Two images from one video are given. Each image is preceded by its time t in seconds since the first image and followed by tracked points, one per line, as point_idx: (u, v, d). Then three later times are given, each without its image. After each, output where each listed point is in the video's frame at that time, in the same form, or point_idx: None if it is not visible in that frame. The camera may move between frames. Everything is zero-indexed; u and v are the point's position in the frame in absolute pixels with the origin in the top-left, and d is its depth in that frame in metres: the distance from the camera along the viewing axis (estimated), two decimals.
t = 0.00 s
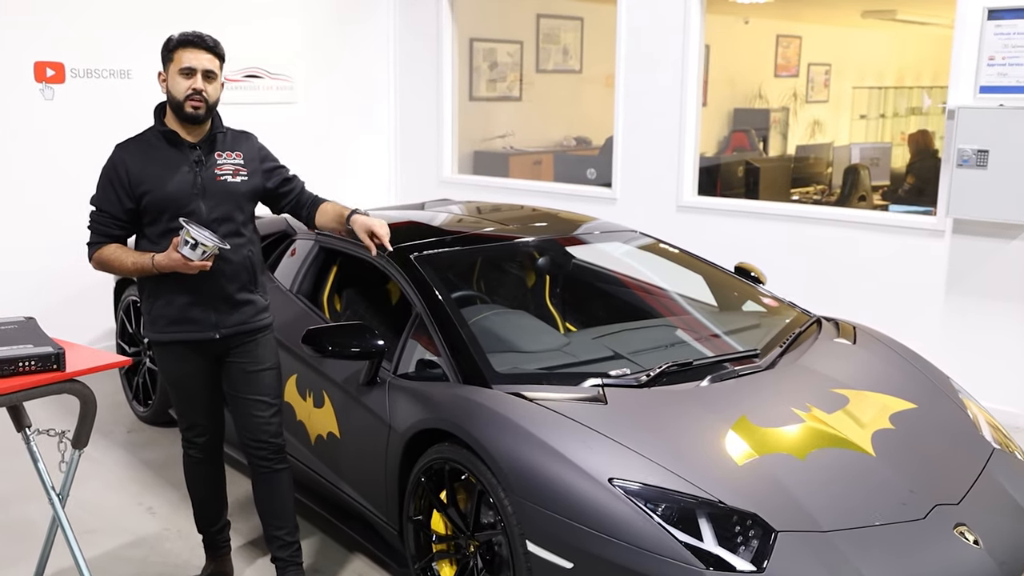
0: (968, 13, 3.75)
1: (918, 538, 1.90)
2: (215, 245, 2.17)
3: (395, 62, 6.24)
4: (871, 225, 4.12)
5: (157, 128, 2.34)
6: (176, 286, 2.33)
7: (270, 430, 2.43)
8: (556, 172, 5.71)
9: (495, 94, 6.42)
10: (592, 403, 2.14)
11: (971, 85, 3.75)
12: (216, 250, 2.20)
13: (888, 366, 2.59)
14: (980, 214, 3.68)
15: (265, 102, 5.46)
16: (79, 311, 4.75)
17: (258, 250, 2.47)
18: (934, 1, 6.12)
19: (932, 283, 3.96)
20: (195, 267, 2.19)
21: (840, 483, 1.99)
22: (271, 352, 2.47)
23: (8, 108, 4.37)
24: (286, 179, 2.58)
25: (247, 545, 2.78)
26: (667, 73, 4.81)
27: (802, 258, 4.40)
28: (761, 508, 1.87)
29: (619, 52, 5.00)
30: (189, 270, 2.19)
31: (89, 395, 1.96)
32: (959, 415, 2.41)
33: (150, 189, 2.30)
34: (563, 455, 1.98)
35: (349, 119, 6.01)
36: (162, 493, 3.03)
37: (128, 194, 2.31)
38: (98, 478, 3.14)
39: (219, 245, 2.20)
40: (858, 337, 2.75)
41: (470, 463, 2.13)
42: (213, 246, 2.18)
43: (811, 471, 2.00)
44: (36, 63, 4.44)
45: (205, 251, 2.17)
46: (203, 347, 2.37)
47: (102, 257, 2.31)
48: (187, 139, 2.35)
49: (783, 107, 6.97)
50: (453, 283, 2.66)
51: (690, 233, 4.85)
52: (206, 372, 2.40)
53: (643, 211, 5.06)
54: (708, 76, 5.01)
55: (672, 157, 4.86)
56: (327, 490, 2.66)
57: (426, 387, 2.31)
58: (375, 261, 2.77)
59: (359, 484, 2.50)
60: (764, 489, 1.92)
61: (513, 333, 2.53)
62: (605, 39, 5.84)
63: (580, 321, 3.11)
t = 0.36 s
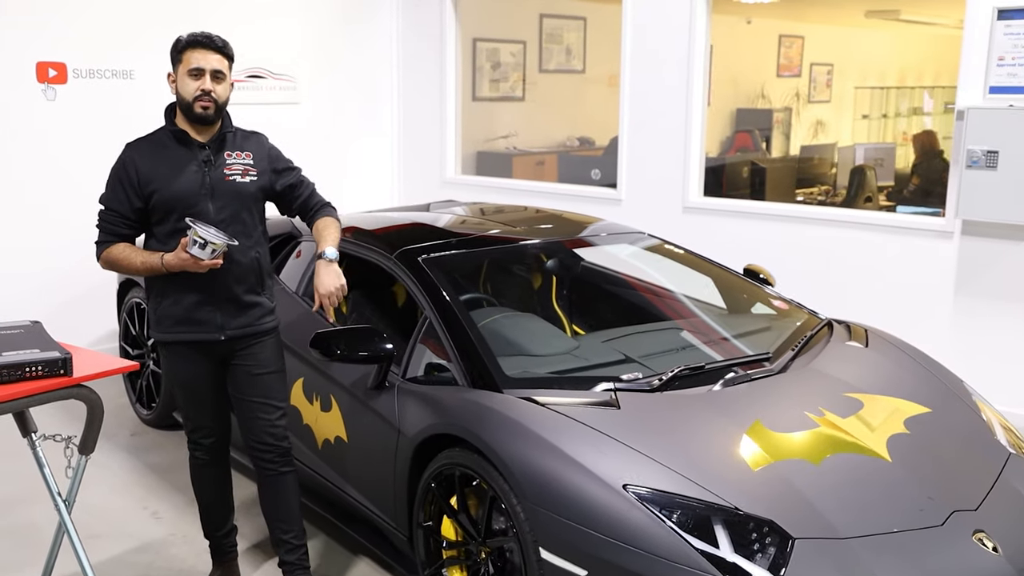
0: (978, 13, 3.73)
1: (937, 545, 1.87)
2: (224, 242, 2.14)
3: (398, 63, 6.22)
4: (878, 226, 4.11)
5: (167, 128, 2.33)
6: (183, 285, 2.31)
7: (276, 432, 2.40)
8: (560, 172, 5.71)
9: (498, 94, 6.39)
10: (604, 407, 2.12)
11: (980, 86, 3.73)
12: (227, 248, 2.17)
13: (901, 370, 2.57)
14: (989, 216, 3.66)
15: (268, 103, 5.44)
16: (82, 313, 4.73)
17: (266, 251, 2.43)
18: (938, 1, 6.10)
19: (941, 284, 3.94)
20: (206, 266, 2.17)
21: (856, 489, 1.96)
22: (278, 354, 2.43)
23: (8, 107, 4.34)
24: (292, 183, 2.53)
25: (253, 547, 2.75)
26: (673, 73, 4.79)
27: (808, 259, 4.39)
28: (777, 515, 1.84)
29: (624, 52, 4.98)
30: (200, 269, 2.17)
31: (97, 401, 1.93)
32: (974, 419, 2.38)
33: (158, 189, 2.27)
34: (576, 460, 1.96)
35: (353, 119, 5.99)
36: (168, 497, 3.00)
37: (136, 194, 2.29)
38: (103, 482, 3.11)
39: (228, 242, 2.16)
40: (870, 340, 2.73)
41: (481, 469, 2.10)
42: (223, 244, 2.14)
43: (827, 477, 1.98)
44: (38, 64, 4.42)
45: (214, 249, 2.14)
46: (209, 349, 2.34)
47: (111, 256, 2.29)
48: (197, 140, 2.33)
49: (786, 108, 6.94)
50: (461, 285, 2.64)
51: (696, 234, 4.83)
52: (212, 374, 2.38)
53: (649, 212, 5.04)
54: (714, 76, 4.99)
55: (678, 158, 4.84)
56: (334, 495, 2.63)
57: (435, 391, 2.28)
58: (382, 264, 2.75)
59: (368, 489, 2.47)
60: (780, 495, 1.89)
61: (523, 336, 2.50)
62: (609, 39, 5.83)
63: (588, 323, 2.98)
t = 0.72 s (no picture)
0: (993, 13, 3.70)
1: (963, 555, 1.83)
2: (233, 247, 2.11)
3: (403, 62, 6.18)
4: (889, 228, 4.08)
5: (179, 129, 2.30)
6: (195, 288, 2.28)
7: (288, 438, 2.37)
8: (566, 172, 5.69)
9: (503, 94, 6.36)
10: (622, 413, 2.08)
11: (994, 86, 3.70)
12: (236, 254, 2.14)
13: (920, 374, 2.53)
14: (1003, 217, 3.63)
15: (272, 103, 5.41)
16: (86, 314, 4.69)
17: (278, 255, 2.40)
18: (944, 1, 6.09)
19: (953, 286, 3.92)
20: (214, 271, 2.13)
21: (880, 497, 1.92)
22: (290, 358, 2.40)
23: (11, 108, 4.30)
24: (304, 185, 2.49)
25: (262, 550, 2.71)
26: (682, 73, 4.76)
27: (817, 261, 4.36)
28: (802, 524, 1.81)
29: (632, 52, 4.95)
30: (209, 274, 2.13)
31: (107, 408, 1.90)
32: (996, 424, 2.34)
33: (169, 190, 2.24)
34: (596, 467, 1.93)
35: (357, 119, 5.95)
36: (175, 503, 2.96)
37: (147, 195, 2.26)
38: (108, 487, 3.08)
39: (237, 247, 2.13)
40: (887, 344, 2.70)
41: (498, 476, 2.07)
42: (231, 249, 2.11)
43: (850, 485, 1.94)
44: (42, 63, 4.38)
45: (224, 254, 2.11)
46: (220, 353, 2.31)
47: (121, 258, 2.26)
48: (208, 140, 2.29)
49: (790, 108, 6.92)
50: (474, 288, 2.61)
51: (704, 235, 4.80)
52: (223, 378, 2.34)
53: (656, 213, 5.01)
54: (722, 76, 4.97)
55: (687, 159, 4.81)
56: (345, 501, 2.60)
57: (450, 397, 2.25)
58: (393, 266, 2.72)
59: (379, 495, 2.44)
60: (804, 504, 1.86)
61: (537, 340, 2.47)
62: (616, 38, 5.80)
63: (597, 326, 3.01)
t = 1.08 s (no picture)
0: (1009, 14, 3.68)
1: (995, 566, 1.80)
2: (246, 252, 2.07)
3: (409, 63, 6.15)
4: (904, 231, 4.05)
5: (191, 132, 2.26)
6: (207, 294, 2.24)
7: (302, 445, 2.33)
8: (574, 174, 5.67)
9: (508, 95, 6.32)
10: (644, 421, 2.05)
11: (1010, 88, 3.68)
12: (249, 259, 2.11)
13: (942, 379, 2.51)
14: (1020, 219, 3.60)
15: (278, 103, 5.37)
16: (92, 317, 4.66)
17: (291, 260, 2.36)
18: (952, 1, 6.06)
19: (968, 290, 3.89)
20: (228, 276, 2.10)
21: (909, 507, 1.89)
22: (304, 364, 2.36)
23: (16, 109, 4.26)
24: (317, 189, 2.45)
25: (274, 557, 2.67)
26: (692, 75, 4.74)
27: (829, 263, 4.35)
28: (831, 535, 1.78)
29: (642, 52, 4.92)
30: (222, 279, 2.10)
31: (123, 416, 1.87)
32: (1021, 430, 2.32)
33: (181, 195, 2.21)
34: (619, 476, 1.89)
35: (363, 119, 5.92)
36: (185, 509, 2.93)
37: (158, 199, 2.23)
38: (117, 493, 3.04)
39: (252, 253, 2.10)
40: (908, 349, 2.67)
41: (519, 485, 2.04)
42: (245, 254, 2.08)
43: (878, 494, 1.91)
44: (47, 64, 4.34)
45: (237, 259, 2.07)
46: (233, 359, 2.27)
47: (133, 263, 2.23)
48: (221, 144, 2.26)
49: (796, 108, 6.89)
50: (490, 292, 2.57)
51: (714, 237, 4.77)
52: (237, 385, 2.31)
53: (666, 215, 4.99)
54: (732, 77, 4.94)
55: (697, 160, 4.78)
56: (358, 508, 2.57)
57: (467, 404, 2.22)
58: (407, 270, 2.68)
59: (394, 502, 2.41)
60: (833, 513, 1.83)
61: (555, 345, 2.44)
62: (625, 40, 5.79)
63: (609, 330, 2.99)
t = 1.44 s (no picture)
0: None
1: None
2: (259, 259, 2.04)
3: (415, 64, 6.17)
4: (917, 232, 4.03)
5: (202, 136, 2.23)
6: (219, 301, 2.21)
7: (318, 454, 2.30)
8: (581, 175, 5.67)
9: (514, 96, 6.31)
10: (666, 428, 2.02)
11: None
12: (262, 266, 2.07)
13: (964, 385, 2.47)
14: None
15: (285, 104, 5.35)
16: (99, 319, 4.63)
17: (304, 265, 2.33)
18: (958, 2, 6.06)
19: (982, 293, 3.87)
20: (240, 284, 2.06)
21: (939, 516, 1.86)
22: (317, 370, 2.33)
23: (21, 110, 4.23)
24: (328, 192, 2.42)
25: (287, 565, 2.64)
26: (702, 77, 4.74)
27: (840, 264, 4.34)
28: (861, 546, 1.74)
29: (651, 53, 4.93)
30: (235, 287, 2.07)
31: (139, 425, 1.83)
32: None
33: (192, 200, 2.17)
34: (644, 485, 1.86)
35: (369, 121, 5.90)
36: (195, 515, 2.90)
37: (168, 205, 2.19)
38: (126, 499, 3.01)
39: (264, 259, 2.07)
40: (929, 354, 2.64)
41: (540, 494, 2.01)
42: (258, 261, 2.04)
43: (907, 503, 1.88)
44: (52, 65, 4.31)
45: (249, 266, 2.04)
46: (247, 366, 2.24)
47: (142, 270, 2.19)
48: (232, 147, 2.23)
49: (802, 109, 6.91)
50: (507, 297, 2.54)
51: (725, 239, 4.78)
52: (251, 392, 2.28)
53: (675, 216, 4.99)
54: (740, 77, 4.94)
55: (706, 161, 4.79)
56: (371, 515, 2.53)
57: (484, 411, 2.19)
58: (421, 274, 2.64)
59: (410, 510, 2.38)
60: (862, 524, 1.80)
61: (574, 351, 2.40)
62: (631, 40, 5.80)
63: (622, 333, 2.91)
